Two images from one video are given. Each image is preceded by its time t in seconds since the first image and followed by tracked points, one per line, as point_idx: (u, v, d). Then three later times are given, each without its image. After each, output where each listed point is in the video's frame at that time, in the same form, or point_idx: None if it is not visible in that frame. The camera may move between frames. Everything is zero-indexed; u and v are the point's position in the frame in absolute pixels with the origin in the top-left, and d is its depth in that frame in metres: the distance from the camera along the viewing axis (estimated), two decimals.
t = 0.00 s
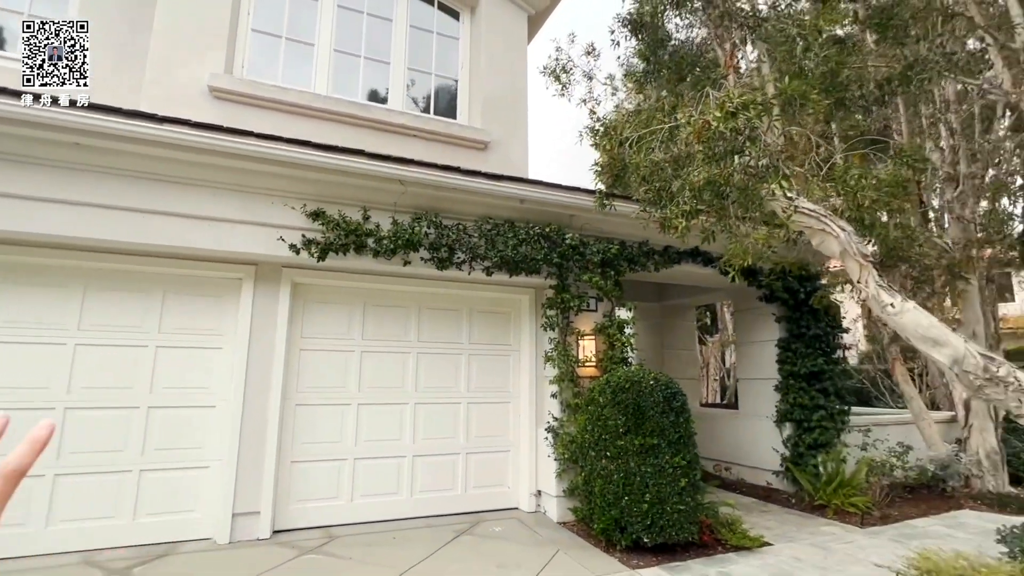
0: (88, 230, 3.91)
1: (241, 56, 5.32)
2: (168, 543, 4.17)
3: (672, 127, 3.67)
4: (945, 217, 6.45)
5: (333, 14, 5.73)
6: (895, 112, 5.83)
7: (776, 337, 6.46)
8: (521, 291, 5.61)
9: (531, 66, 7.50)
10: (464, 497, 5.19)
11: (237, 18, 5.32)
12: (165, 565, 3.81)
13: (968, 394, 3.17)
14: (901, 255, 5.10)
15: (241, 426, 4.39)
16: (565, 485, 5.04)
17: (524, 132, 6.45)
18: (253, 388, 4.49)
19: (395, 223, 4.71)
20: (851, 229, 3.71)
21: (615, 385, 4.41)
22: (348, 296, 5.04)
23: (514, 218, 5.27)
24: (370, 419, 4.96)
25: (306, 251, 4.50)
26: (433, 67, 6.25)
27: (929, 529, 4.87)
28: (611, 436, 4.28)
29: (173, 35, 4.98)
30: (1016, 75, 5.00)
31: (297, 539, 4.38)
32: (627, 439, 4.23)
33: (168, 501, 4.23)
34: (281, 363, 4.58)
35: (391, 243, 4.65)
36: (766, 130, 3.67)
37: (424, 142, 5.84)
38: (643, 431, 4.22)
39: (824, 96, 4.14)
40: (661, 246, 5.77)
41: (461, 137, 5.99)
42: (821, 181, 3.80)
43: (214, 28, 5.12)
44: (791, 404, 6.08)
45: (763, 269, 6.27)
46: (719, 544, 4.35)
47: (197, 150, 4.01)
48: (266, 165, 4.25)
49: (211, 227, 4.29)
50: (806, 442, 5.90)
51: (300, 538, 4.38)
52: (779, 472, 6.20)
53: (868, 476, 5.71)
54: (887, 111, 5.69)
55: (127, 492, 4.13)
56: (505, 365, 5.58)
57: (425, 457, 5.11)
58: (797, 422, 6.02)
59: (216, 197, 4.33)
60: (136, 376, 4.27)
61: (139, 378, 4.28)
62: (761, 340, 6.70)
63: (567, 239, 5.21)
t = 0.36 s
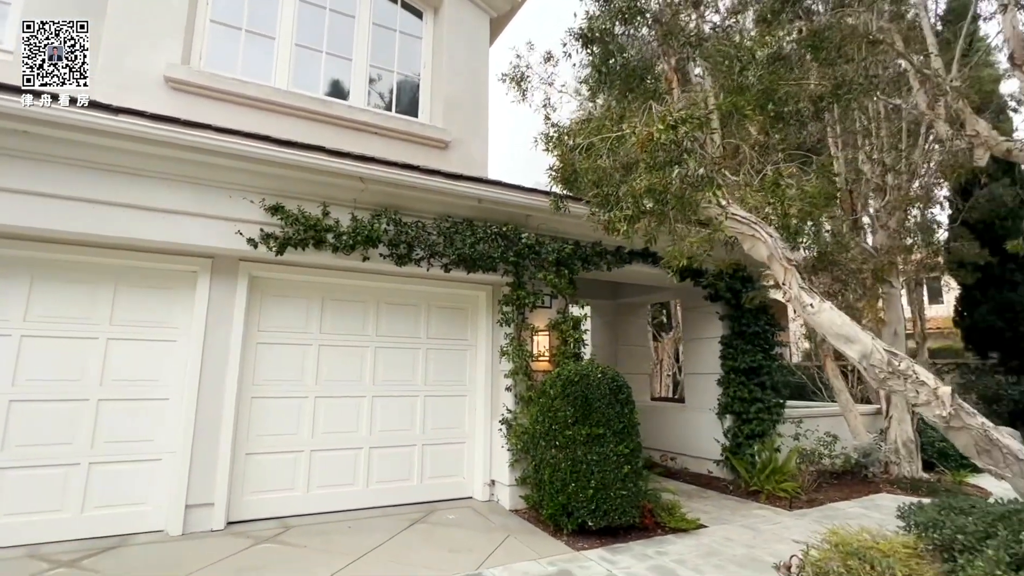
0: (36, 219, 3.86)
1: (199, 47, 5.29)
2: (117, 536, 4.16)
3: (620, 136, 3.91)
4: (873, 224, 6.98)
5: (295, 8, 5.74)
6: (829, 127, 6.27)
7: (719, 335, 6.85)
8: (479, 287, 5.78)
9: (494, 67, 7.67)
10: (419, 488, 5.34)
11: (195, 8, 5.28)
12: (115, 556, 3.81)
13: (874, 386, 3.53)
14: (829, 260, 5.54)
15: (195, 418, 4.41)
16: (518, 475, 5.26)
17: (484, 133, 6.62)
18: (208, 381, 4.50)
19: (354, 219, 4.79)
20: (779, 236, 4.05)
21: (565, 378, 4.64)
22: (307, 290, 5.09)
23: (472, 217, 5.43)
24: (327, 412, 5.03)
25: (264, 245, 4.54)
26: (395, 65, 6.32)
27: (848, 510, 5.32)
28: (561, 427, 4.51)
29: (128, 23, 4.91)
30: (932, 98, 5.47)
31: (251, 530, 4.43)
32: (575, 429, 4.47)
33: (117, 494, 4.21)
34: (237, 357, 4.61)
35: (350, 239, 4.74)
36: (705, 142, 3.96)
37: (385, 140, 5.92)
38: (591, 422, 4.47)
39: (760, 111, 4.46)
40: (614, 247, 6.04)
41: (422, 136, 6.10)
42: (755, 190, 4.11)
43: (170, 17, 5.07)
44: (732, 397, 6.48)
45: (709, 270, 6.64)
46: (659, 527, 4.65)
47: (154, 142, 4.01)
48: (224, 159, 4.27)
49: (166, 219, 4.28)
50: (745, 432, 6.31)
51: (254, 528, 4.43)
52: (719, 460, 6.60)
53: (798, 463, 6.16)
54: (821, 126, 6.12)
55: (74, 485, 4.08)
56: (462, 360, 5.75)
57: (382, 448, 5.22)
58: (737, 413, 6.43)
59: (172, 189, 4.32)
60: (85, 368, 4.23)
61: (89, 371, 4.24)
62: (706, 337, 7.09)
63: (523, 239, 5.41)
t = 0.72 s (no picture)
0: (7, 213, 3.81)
1: (174, 40, 5.23)
2: (89, 534, 4.13)
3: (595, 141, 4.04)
4: (836, 227, 7.27)
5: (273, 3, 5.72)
6: (794, 134, 6.53)
7: (689, 333, 7.06)
8: (456, 286, 5.87)
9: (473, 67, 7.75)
10: (396, 483, 5.41)
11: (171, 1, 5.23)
12: (88, 553, 3.80)
13: (830, 383, 3.74)
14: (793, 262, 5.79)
15: (170, 414, 4.40)
16: (493, 469, 5.38)
17: (463, 132, 6.69)
18: (183, 377, 4.50)
19: (333, 217, 4.83)
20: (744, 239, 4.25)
21: (540, 374, 4.77)
22: (283, 286, 5.10)
23: (450, 216, 5.50)
24: (303, 408, 5.06)
25: (242, 242, 4.55)
26: (374, 62, 6.34)
27: (808, 501, 5.58)
28: (535, 422, 4.64)
29: (101, 14, 4.84)
30: (890, 109, 5.76)
31: (227, 525, 4.44)
32: (549, 424, 4.60)
33: (90, 491, 4.18)
34: (213, 353, 4.61)
35: (328, 237, 4.76)
36: (675, 148, 4.12)
37: (363, 138, 5.95)
38: (564, 417, 4.61)
39: (728, 119, 4.66)
40: (589, 248, 6.19)
41: (401, 134, 6.14)
42: (722, 195, 4.28)
43: (145, 10, 5.02)
44: (701, 393, 6.70)
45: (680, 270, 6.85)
46: (629, 518, 4.83)
47: (130, 137, 4.00)
48: (201, 155, 4.27)
49: (141, 215, 4.26)
50: (712, 427, 6.55)
51: (230, 524, 4.45)
52: (688, 454, 6.83)
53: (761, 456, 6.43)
54: (788, 133, 6.37)
55: (45, 482, 4.04)
56: (439, 357, 5.83)
57: (359, 444, 5.27)
58: (705, 409, 6.66)
59: (147, 185, 4.30)
60: (55, 365, 4.18)
61: (61, 367, 4.20)
62: (677, 335, 7.31)
63: (500, 238, 5.52)
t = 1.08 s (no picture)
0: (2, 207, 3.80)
1: (167, 33, 5.22)
2: (83, 528, 4.13)
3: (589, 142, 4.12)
4: (819, 227, 7.46)
5: None
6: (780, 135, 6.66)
7: (676, 330, 7.20)
8: (448, 282, 5.93)
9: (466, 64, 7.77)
10: (389, 477, 5.46)
11: None
12: (84, 548, 3.81)
13: (813, 378, 3.89)
14: (776, 261, 5.98)
15: (165, 410, 4.41)
16: (485, 463, 5.46)
17: (455, 130, 6.73)
18: (177, 373, 4.50)
19: (328, 213, 4.86)
20: (733, 239, 4.37)
21: (533, 369, 4.86)
22: (277, 282, 5.11)
23: (444, 213, 5.55)
24: (297, 404, 5.09)
25: (237, 237, 4.56)
26: (367, 59, 6.36)
27: (790, 492, 5.77)
28: (528, 417, 4.73)
29: (93, 6, 4.82)
30: (872, 113, 5.94)
31: (222, 520, 4.47)
32: (541, 418, 4.69)
33: (85, 486, 4.18)
34: (207, 348, 4.62)
35: (324, 233, 4.79)
36: (668, 150, 4.21)
37: (357, 134, 5.97)
38: (556, 412, 4.71)
39: (716, 121, 4.78)
40: (580, 245, 6.28)
41: (394, 131, 6.17)
42: (712, 195, 4.40)
43: (137, 4, 5.00)
44: (688, 388, 6.86)
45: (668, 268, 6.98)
46: (619, 510, 4.95)
47: (125, 132, 4.00)
48: (197, 151, 4.28)
49: (136, 211, 4.26)
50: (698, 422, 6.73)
51: (225, 518, 4.48)
52: (675, 448, 6.99)
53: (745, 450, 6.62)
54: (774, 134, 6.53)
55: (38, 478, 4.03)
56: (431, 353, 5.88)
57: (353, 439, 5.32)
58: (692, 404, 6.82)
59: (142, 180, 4.30)
60: (48, 360, 4.17)
61: (55, 362, 4.19)
62: (664, 331, 7.44)
63: (493, 236, 5.59)
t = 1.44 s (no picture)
0: (15, 204, 3.85)
1: (174, 32, 5.27)
2: (97, 521, 4.21)
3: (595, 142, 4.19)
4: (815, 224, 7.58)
5: None
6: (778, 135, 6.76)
7: (675, 326, 7.31)
8: (452, 279, 6.02)
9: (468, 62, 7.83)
10: (395, 470, 5.55)
11: None
12: (99, 539, 3.88)
13: (811, 373, 4.00)
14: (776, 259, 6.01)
15: (175, 405, 4.48)
16: (489, 457, 5.56)
17: (458, 129, 6.81)
18: (187, 368, 4.57)
19: (335, 212, 4.93)
20: (733, 237, 4.48)
21: (537, 364, 4.96)
22: (285, 279, 5.18)
23: (448, 211, 5.63)
24: (305, 399, 5.17)
25: (246, 235, 4.62)
26: (371, 57, 6.41)
27: (786, 485, 5.90)
28: (532, 411, 4.83)
29: (101, 6, 4.85)
30: (868, 114, 6.06)
31: (232, 512, 4.55)
32: (545, 413, 4.79)
33: (98, 480, 4.25)
34: (217, 344, 4.69)
35: (331, 231, 4.86)
36: (671, 151, 4.30)
37: (362, 133, 6.03)
38: (560, 406, 4.81)
39: (717, 121, 4.89)
40: (581, 243, 6.38)
41: (398, 130, 6.23)
42: (713, 194, 4.50)
43: (145, 3, 5.04)
44: (686, 383, 6.99)
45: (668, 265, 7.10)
46: (620, 502, 5.07)
47: (136, 131, 4.05)
48: (206, 150, 4.34)
49: (147, 209, 4.31)
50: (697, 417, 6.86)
51: (236, 511, 4.56)
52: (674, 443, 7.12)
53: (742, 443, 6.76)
54: (772, 134, 6.62)
55: (52, 471, 4.10)
56: (435, 349, 5.97)
57: (359, 434, 5.40)
58: (690, 399, 6.95)
59: (152, 178, 4.36)
60: (61, 356, 4.23)
61: (67, 358, 4.25)
62: (663, 328, 7.55)
63: (497, 234, 5.67)
